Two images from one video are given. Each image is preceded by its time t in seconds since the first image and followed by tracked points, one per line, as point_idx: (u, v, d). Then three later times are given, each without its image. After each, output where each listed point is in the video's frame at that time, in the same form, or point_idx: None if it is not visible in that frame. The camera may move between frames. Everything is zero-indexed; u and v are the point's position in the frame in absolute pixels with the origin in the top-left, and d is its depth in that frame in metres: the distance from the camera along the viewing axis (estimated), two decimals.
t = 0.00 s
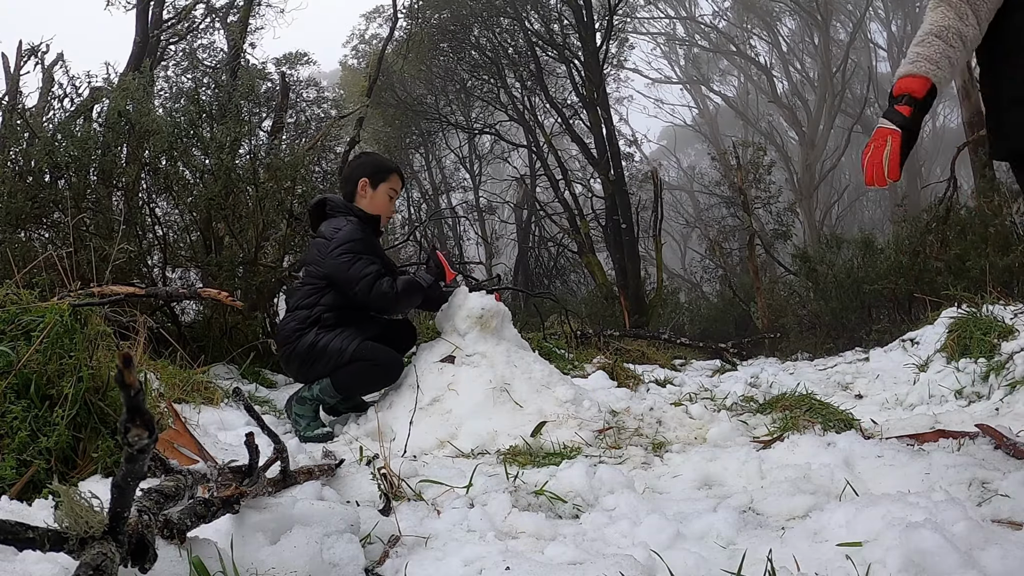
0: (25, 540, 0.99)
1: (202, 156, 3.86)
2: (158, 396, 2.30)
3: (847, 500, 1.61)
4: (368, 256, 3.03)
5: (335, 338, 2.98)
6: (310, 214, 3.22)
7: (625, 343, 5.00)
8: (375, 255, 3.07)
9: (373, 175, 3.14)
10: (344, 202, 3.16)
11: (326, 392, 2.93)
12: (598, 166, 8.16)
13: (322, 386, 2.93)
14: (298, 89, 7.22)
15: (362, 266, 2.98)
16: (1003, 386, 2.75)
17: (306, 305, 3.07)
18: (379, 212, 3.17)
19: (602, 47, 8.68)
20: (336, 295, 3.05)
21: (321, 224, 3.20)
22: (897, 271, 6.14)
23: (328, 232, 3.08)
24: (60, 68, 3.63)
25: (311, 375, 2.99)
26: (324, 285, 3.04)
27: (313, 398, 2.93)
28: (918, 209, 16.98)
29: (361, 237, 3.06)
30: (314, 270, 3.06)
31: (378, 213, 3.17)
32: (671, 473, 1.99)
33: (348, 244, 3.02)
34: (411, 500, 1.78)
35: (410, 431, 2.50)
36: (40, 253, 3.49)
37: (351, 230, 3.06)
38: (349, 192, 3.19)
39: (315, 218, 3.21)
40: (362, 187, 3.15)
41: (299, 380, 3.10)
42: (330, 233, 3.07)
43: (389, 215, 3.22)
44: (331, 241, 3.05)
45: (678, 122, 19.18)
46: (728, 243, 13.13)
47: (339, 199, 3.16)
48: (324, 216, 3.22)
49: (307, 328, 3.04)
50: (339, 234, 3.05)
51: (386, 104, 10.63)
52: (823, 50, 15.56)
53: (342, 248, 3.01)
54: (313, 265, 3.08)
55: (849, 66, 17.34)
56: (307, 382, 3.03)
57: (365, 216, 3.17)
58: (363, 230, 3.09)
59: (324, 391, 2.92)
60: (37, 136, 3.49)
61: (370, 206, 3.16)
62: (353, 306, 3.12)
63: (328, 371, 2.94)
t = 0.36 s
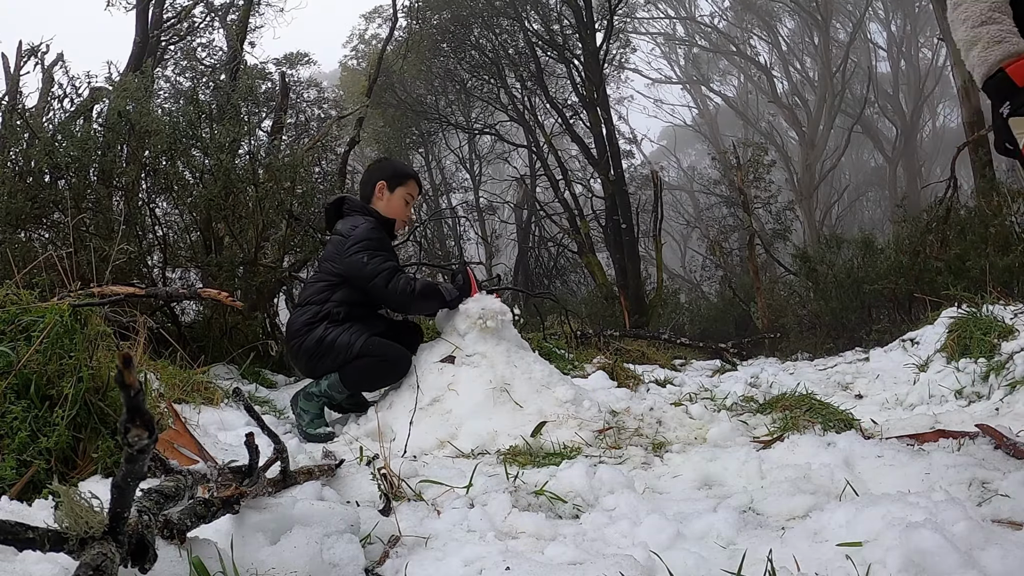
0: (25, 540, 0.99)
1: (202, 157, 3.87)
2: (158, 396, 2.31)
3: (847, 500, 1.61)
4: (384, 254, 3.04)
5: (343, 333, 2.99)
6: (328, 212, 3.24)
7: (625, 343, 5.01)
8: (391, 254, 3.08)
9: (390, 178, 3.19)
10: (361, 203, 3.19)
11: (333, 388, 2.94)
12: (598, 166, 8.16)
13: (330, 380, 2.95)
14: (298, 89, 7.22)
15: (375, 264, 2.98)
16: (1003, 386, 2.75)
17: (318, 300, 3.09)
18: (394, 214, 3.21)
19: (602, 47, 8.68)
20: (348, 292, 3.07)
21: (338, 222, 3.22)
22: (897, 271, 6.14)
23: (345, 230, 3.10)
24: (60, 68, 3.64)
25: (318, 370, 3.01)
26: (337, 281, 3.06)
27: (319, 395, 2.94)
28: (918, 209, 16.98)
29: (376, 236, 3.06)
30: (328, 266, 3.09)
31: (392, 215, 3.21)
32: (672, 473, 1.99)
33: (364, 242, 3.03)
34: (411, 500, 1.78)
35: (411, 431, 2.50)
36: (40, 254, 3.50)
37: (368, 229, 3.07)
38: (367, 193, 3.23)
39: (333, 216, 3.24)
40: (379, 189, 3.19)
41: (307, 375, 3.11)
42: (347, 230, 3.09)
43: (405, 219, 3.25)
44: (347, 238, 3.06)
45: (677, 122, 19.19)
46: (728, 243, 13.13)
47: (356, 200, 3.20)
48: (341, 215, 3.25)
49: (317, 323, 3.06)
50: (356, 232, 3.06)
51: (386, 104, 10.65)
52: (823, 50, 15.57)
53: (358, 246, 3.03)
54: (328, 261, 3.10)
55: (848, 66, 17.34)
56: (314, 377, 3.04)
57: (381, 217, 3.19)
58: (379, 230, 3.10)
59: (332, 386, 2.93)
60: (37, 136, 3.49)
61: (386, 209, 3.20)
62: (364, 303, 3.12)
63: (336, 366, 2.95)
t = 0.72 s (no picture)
0: (25, 540, 0.99)
1: (202, 156, 3.87)
2: (158, 396, 2.31)
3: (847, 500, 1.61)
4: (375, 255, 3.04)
5: (340, 336, 2.99)
6: (319, 218, 3.25)
7: (625, 343, 5.01)
8: (383, 255, 3.07)
9: (381, 179, 3.17)
10: (352, 206, 3.19)
11: (332, 389, 2.94)
12: (598, 166, 8.17)
13: (328, 381, 2.94)
14: (298, 89, 7.22)
15: (368, 265, 2.99)
16: (1003, 386, 2.75)
17: (313, 304, 3.10)
18: (387, 217, 3.20)
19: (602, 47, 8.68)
20: (342, 295, 3.07)
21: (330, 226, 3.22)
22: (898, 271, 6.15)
23: (336, 234, 3.10)
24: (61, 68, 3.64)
25: (317, 373, 3.01)
26: (331, 284, 3.07)
27: (317, 395, 2.94)
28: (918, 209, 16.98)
29: (369, 237, 3.07)
30: (322, 270, 3.09)
31: (386, 219, 3.21)
32: (672, 473, 1.99)
33: (355, 244, 3.03)
34: (411, 500, 1.78)
35: (411, 431, 2.50)
36: (40, 254, 3.50)
37: (359, 231, 3.07)
38: (359, 196, 3.23)
39: (324, 220, 3.25)
40: (371, 192, 3.18)
41: (307, 379, 3.12)
42: (338, 234, 3.10)
43: (399, 220, 3.24)
44: (338, 241, 3.07)
45: (677, 122, 19.18)
46: (728, 243, 13.13)
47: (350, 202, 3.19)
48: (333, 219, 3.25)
49: (313, 327, 3.06)
50: (347, 235, 3.07)
51: (386, 104, 10.65)
52: (823, 50, 15.56)
53: (350, 249, 3.03)
54: (321, 266, 3.11)
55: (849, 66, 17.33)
56: (313, 381, 3.04)
57: (374, 219, 3.19)
58: (372, 232, 3.11)
59: (330, 387, 2.93)
60: (37, 136, 3.49)
61: (379, 210, 3.19)
62: (360, 306, 3.13)
63: (334, 368, 2.96)
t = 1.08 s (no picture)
0: (25, 540, 1.00)
1: (202, 156, 3.87)
2: (158, 396, 2.31)
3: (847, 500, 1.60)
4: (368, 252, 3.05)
5: (335, 334, 2.99)
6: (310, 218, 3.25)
7: (625, 343, 5.01)
8: (375, 251, 3.08)
9: (365, 178, 3.16)
10: (341, 205, 3.19)
11: (329, 388, 2.95)
12: (598, 166, 8.18)
13: (325, 381, 2.95)
14: (298, 89, 7.22)
15: (360, 259, 3.00)
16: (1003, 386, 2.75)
17: (308, 304, 3.10)
18: (375, 214, 3.19)
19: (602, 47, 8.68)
20: (337, 293, 3.08)
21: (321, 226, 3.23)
22: (898, 271, 6.15)
23: (328, 232, 3.11)
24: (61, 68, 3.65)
25: (313, 374, 3.00)
26: (324, 283, 3.07)
27: (315, 395, 2.95)
28: (918, 209, 16.98)
29: (359, 233, 3.08)
30: (315, 269, 3.10)
31: (374, 216, 3.19)
32: (671, 473, 1.99)
33: (347, 241, 3.04)
34: (411, 500, 1.78)
35: (411, 431, 2.50)
36: (40, 254, 3.50)
37: (350, 228, 3.08)
38: (347, 196, 3.24)
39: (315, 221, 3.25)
40: (356, 191, 3.17)
41: (303, 381, 3.11)
42: (330, 232, 3.10)
43: (387, 217, 3.22)
44: (329, 240, 3.09)
45: (677, 122, 19.18)
46: (728, 243, 13.12)
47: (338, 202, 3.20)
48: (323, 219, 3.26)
49: (308, 326, 3.06)
50: (338, 233, 3.08)
51: (386, 105, 10.65)
52: (823, 50, 15.57)
53: (342, 246, 3.04)
54: (314, 266, 3.11)
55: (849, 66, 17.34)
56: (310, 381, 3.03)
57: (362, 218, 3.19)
58: (362, 229, 3.12)
59: (327, 386, 2.94)
60: (37, 136, 3.50)
61: (367, 209, 3.18)
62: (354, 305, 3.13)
63: (330, 368, 2.95)
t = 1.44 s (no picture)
0: (25, 540, 1.00)
1: (202, 156, 3.87)
2: (157, 396, 2.31)
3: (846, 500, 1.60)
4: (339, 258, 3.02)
5: (320, 338, 2.97)
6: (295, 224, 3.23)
7: (626, 343, 5.01)
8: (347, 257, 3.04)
9: (354, 181, 3.15)
10: (326, 208, 3.17)
11: (321, 391, 2.92)
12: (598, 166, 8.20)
13: (317, 384, 2.92)
14: (298, 89, 7.21)
15: (322, 272, 2.96)
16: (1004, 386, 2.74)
17: (294, 310, 3.10)
18: (364, 217, 3.19)
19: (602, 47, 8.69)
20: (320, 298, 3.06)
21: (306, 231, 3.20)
22: (898, 271, 6.15)
23: (307, 238, 3.08)
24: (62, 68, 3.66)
25: (303, 377, 2.99)
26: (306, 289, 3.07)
27: (308, 399, 2.91)
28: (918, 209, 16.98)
29: (334, 241, 3.03)
30: (297, 275, 3.09)
31: (362, 219, 3.19)
32: (671, 473, 1.99)
33: (321, 248, 3.01)
34: (411, 500, 1.78)
35: (411, 430, 2.49)
36: (40, 254, 3.51)
37: (326, 233, 3.04)
38: (337, 198, 3.24)
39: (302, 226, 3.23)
40: (345, 194, 3.17)
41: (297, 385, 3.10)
42: (308, 239, 3.08)
43: (375, 220, 3.22)
44: (307, 247, 3.06)
45: (677, 122, 19.18)
46: (728, 243, 13.13)
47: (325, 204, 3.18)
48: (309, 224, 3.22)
49: (294, 332, 3.05)
50: (315, 238, 3.04)
51: (386, 104, 10.65)
52: (823, 50, 15.58)
53: (315, 254, 3.01)
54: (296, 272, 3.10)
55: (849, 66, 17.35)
56: (300, 386, 3.03)
57: (348, 221, 3.18)
58: (339, 235, 3.06)
59: (319, 389, 2.91)
60: (37, 136, 3.50)
61: (354, 211, 3.18)
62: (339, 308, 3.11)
63: (319, 371, 2.94)
